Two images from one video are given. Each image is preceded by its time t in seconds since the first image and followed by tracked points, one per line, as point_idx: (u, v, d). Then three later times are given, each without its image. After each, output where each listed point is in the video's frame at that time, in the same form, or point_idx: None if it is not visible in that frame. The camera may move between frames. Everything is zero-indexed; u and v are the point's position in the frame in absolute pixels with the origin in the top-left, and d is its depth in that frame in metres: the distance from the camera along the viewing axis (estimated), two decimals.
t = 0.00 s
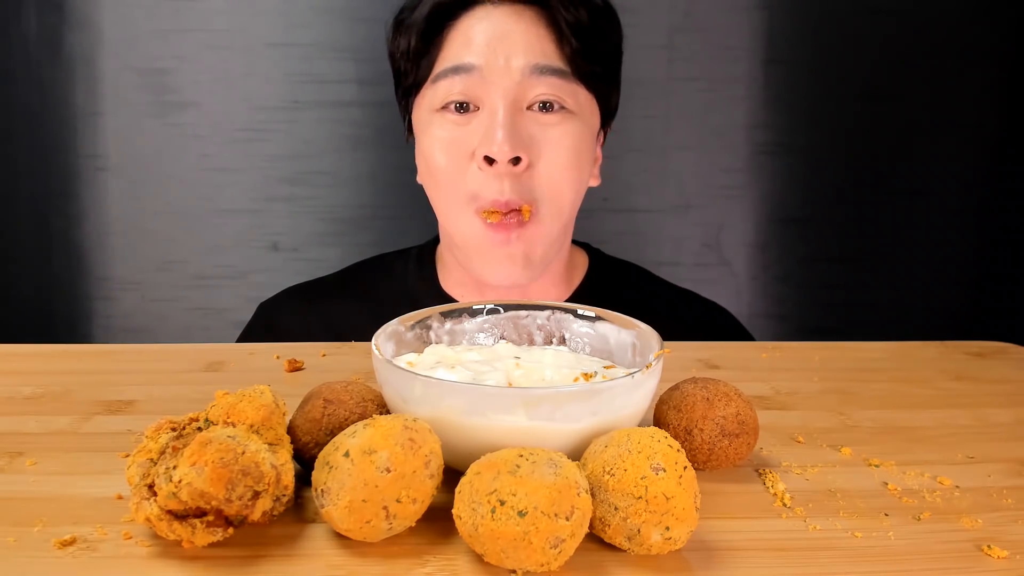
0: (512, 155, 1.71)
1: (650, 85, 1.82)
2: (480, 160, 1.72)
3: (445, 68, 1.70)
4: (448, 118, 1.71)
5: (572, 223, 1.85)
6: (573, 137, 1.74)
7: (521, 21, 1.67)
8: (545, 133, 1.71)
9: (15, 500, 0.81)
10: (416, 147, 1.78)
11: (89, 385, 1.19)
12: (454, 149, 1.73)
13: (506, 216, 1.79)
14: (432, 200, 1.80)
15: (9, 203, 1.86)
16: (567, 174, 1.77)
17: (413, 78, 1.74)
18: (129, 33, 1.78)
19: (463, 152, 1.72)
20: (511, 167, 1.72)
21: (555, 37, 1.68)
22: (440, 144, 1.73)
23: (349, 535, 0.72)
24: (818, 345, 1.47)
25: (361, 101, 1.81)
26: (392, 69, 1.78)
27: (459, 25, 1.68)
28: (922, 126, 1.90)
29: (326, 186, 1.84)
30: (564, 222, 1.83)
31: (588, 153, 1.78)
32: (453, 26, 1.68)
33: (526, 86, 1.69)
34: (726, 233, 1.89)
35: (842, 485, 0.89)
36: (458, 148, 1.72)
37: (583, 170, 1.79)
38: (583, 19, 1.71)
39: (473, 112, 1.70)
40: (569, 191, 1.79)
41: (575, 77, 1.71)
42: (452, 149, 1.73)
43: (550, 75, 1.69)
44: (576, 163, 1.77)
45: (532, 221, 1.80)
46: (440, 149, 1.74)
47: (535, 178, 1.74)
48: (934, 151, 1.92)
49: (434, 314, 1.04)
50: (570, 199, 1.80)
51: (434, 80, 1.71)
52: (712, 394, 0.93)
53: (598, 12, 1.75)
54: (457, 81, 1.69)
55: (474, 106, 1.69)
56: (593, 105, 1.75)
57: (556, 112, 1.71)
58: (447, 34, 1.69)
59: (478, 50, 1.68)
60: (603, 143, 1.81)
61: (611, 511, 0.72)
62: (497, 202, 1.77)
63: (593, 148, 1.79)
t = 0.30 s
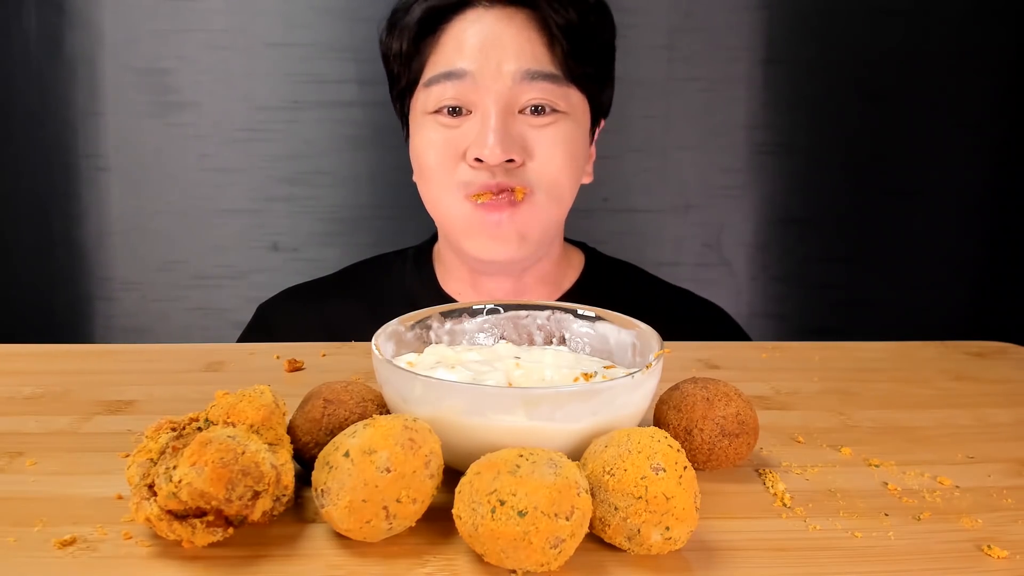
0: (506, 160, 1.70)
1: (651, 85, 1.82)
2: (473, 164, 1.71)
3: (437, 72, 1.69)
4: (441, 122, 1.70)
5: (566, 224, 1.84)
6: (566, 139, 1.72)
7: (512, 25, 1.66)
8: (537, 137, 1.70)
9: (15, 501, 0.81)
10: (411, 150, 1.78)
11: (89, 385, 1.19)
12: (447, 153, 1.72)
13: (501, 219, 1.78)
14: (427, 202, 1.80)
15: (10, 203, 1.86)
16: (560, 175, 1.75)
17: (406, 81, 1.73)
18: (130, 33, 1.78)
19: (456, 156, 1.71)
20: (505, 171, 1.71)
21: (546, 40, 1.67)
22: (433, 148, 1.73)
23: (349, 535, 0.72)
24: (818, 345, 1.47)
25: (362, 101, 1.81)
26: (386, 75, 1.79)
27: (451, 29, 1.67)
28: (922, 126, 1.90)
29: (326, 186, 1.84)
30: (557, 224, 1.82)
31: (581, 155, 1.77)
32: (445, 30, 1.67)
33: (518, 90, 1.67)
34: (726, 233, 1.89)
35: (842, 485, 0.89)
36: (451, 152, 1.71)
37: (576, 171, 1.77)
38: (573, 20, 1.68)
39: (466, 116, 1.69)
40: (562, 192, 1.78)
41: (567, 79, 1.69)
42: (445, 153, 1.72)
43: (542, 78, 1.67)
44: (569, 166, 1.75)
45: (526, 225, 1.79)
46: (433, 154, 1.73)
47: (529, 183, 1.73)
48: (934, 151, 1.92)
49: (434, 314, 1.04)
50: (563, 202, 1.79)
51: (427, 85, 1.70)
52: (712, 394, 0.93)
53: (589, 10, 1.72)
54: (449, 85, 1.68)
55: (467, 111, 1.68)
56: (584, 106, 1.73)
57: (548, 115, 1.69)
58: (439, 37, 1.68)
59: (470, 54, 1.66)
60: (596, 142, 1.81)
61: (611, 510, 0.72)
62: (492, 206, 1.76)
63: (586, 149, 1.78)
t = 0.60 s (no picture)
0: (494, 152, 1.70)
1: (650, 85, 1.82)
2: (462, 158, 1.72)
3: (424, 71, 1.70)
4: (429, 119, 1.71)
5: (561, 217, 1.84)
6: (553, 129, 1.72)
7: (494, 20, 1.67)
8: (524, 129, 1.70)
9: (14, 501, 0.81)
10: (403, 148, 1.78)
11: (89, 385, 1.19)
12: (438, 149, 1.72)
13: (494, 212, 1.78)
14: (422, 200, 1.80)
15: (10, 203, 1.86)
16: (550, 166, 1.75)
17: (395, 84, 1.74)
18: (129, 34, 1.78)
19: (446, 151, 1.72)
20: (494, 163, 1.72)
21: (528, 33, 1.68)
22: (424, 145, 1.73)
23: (349, 535, 0.72)
24: (818, 345, 1.47)
25: (361, 101, 1.81)
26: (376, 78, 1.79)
27: (436, 30, 1.68)
28: (922, 125, 1.90)
29: (326, 186, 1.84)
30: (551, 216, 1.82)
31: (570, 146, 1.76)
32: (430, 31, 1.69)
33: (502, 83, 1.68)
34: (726, 233, 1.89)
35: (842, 485, 0.89)
36: (441, 147, 1.72)
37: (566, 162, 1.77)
38: (554, 17, 1.69)
39: (453, 111, 1.69)
40: (553, 183, 1.77)
41: (551, 71, 1.69)
42: (435, 149, 1.73)
43: (525, 70, 1.68)
44: (558, 157, 1.75)
45: (518, 217, 1.79)
46: (423, 151, 1.74)
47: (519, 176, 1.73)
48: (934, 151, 1.92)
49: (434, 314, 1.04)
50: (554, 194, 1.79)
51: (415, 85, 1.71)
52: (712, 394, 0.93)
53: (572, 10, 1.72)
54: (436, 83, 1.69)
55: (454, 106, 1.69)
56: (571, 96, 1.73)
57: (533, 106, 1.69)
58: (425, 39, 1.69)
59: (455, 51, 1.67)
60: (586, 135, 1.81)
61: (611, 510, 0.72)
62: (484, 199, 1.76)
63: (575, 140, 1.77)
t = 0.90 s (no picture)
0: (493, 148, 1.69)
1: (650, 85, 1.82)
2: (462, 155, 1.71)
3: (423, 72, 1.69)
4: (429, 117, 1.70)
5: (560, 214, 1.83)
6: (551, 124, 1.71)
7: (490, 20, 1.66)
8: (522, 124, 1.69)
9: (14, 501, 0.81)
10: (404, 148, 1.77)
11: (89, 385, 1.19)
12: (438, 147, 1.71)
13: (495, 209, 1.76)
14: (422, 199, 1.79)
15: (10, 203, 1.86)
16: (548, 161, 1.73)
17: (395, 85, 1.74)
18: (129, 33, 1.78)
19: (445, 149, 1.71)
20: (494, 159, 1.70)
21: (523, 31, 1.67)
22: (424, 144, 1.72)
23: (349, 535, 0.72)
24: (818, 345, 1.47)
25: (361, 101, 1.81)
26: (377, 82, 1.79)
27: (433, 31, 1.68)
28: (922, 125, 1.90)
29: (326, 186, 1.84)
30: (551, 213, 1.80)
31: (568, 143, 1.76)
32: (428, 33, 1.69)
33: (499, 80, 1.67)
34: (726, 233, 1.89)
35: (842, 485, 0.89)
36: (441, 146, 1.71)
37: (565, 159, 1.76)
38: (549, 15, 1.68)
39: (452, 110, 1.69)
40: (551, 178, 1.76)
41: (546, 67, 1.69)
42: (435, 147, 1.71)
43: (521, 66, 1.67)
44: (557, 154, 1.74)
45: (519, 214, 1.77)
46: (423, 149, 1.73)
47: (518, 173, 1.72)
48: (934, 150, 1.92)
49: (434, 314, 1.04)
50: (554, 190, 1.78)
51: (414, 85, 1.70)
52: (712, 394, 0.93)
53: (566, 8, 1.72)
54: (434, 82, 1.68)
55: (452, 104, 1.68)
56: (567, 92, 1.72)
57: (531, 102, 1.68)
58: (422, 41, 1.70)
59: (452, 51, 1.67)
60: (583, 132, 1.81)
61: (611, 510, 0.72)
62: (484, 196, 1.75)
63: (572, 137, 1.76)
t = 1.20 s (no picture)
0: (498, 152, 1.72)
1: (650, 85, 1.81)
2: (467, 157, 1.73)
3: (431, 72, 1.71)
4: (436, 119, 1.72)
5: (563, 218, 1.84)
6: (556, 131, 1.74)
7: (501, 23, 1.68)
8: (528, 130, 1.72)
9: (14, 500, 0.81)
10: (409, 147, 1.79)
11: (89, 385, 1.19)
12: (443, 149, 1.74)
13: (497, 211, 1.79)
14: (427, 198, 1.81)
15: (10, 202, 1.86)
16: (552, 167, 1.76)
17: (402, 83, 1.75)
18: (129, 33, 1.78)
19: (451, 151, 1.73)
20: (499, 163, 1.73)
21: (533, 37, 1.69)
22: (430, 145, 1.75)
23: (349, 535, 0.72)
24: (818, 345, 1.47)
25: (361, 101, 1.81)
26: (384, 77, 1.79)
27: (444, 31, 1.69)
28: (922, 125, 1.90)
29: (326, 186, 1.84)
30: (553, 216, 1.83)
31: (573, 149, 1.78)
32: (438, 32, 1.70)
33: (507, 85, 1.70)
34: (726, 233, 1.89)
35: (842, 485, 0.89)
36: (447, 148, 1.74)
37: (569, 165, 1.79)
38: (559, 22, 1.70)
39: (459, 112, 1.71)
40: (556, 184, 1.79)
41: (554, 74, 1.71)
42: (441, 148, 1.74)
43: (530, 73, 1.69)
44: (562, 159, 1.77)
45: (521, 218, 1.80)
46: (429, 150, 1.75)
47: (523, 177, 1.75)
48: (935, 150, 1.92)
49: (434, 314, 1.04)
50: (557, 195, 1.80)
51: (422, 85, 1.72)
52: (712, 394, 0.93)
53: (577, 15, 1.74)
54: (443, 84, 1.70)
55: (460, 107, 1.70)
56: (574, 100, 1.74)
57: (538, 109, 1.71)
58: (432, 41, 1.71)
59: (462, 54, 1.69)
60: (591, 139, 1.81)
61: (611, 510, 0.72)
62: (487, 199, 1.77)
63: (578, 143, 1.79)
